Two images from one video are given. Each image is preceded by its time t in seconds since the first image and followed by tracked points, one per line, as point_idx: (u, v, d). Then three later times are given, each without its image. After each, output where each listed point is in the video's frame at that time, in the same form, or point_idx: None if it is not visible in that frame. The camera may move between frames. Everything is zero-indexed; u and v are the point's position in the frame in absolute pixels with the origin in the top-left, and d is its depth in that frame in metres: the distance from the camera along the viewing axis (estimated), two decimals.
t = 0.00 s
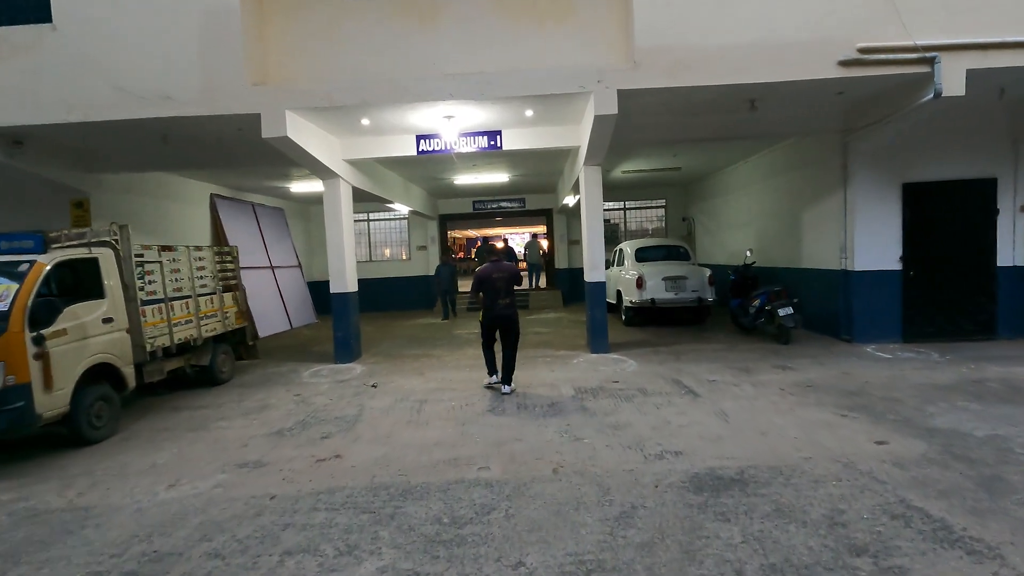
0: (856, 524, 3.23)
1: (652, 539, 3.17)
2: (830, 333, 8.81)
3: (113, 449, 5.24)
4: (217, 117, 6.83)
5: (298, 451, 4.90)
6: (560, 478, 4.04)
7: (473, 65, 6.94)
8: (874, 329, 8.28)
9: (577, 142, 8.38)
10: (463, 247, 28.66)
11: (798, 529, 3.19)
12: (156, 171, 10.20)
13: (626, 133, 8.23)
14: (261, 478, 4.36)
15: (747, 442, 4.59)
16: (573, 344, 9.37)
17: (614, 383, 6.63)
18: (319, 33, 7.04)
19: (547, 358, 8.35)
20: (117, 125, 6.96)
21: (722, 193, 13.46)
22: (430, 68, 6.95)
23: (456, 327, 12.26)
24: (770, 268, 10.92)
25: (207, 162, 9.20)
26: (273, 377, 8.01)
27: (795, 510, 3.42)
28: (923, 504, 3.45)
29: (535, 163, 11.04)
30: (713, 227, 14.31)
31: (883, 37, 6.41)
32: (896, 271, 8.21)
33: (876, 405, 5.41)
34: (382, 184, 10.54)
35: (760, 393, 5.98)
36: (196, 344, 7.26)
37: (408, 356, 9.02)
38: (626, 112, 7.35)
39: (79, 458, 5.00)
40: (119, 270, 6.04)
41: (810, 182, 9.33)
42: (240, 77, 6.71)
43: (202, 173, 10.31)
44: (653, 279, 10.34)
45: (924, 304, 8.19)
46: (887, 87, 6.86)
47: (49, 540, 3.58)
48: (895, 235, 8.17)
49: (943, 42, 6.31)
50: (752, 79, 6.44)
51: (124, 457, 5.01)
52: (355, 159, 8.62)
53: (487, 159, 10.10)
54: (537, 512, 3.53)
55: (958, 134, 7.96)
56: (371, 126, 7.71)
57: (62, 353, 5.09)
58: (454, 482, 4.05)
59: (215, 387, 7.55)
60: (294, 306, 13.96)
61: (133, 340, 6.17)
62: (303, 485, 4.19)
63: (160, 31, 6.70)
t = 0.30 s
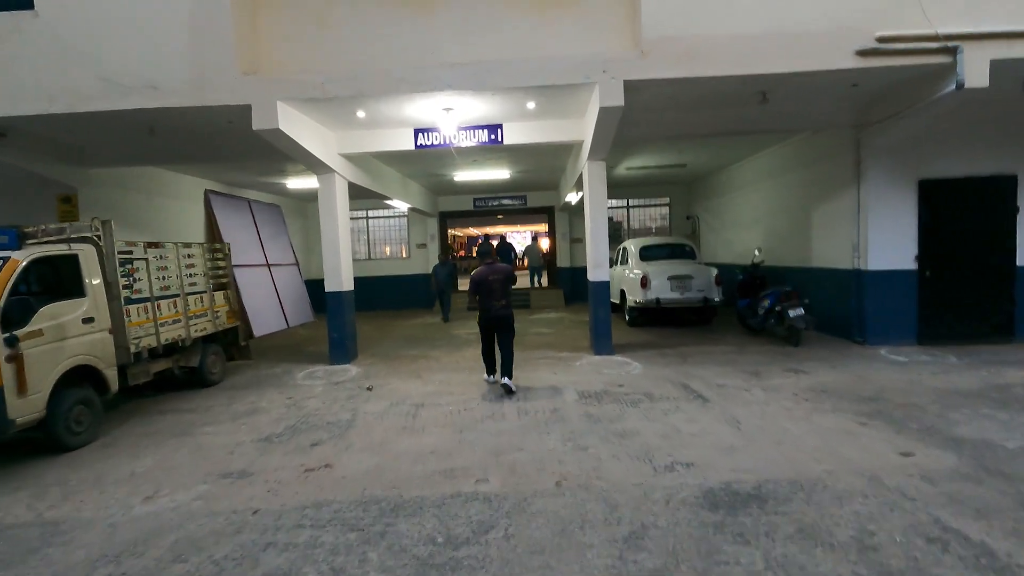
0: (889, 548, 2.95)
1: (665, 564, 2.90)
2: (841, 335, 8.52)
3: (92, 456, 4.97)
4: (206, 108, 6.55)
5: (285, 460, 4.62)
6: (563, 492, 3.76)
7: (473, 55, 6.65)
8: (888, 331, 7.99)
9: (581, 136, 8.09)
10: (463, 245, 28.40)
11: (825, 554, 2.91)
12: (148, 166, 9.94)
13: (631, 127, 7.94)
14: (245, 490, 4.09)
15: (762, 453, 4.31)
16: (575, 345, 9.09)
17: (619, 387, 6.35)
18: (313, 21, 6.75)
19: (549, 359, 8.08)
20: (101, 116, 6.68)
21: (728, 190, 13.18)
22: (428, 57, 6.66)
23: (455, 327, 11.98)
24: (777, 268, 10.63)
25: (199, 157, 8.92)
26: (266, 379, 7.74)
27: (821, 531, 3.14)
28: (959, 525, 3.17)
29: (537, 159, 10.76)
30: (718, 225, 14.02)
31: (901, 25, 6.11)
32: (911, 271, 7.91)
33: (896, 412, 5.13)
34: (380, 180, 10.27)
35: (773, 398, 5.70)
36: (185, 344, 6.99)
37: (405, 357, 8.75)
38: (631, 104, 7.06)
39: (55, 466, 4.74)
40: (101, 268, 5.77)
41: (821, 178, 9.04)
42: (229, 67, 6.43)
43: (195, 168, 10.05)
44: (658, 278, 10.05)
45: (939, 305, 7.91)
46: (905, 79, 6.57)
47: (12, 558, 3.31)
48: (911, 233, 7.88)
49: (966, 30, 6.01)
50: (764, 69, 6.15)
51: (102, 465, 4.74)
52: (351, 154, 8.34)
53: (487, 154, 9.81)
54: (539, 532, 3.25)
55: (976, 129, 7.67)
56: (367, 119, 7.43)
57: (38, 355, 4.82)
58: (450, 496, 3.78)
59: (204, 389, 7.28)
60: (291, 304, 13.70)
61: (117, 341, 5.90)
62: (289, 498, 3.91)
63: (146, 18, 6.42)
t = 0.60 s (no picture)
0: None
1: None
2: (862, 337, 8.17)
3: (76, 467, 4.73)
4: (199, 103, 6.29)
5: (277, 474, 4.36)
6: (573, 514, 3.47)
7: (476, 45, 6.35)
8: (911, 333, 7.63)
9: (589, 130, 7.78)
10: (468, 243, 28.14)
11: None
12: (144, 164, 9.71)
13: (642, 119, 7.61)
14: (232, 508, 3.83)
15: (788, 468, 4.00)
16: (583, 347, 8.79)
17: (629, 393, 6.05)
18: (310, 10, 6.46)
19: (555, 362, 7.79)
20: (90, 111, 6.43)
21: (740, 186, 12.82)
22: (429, 48, 6.36)
23: (460, 327, 11.70)
24: (792, 266, 10.28)
25: (195, 153, 8.67)
26: (263, 383, 7.49)
27: (859, 564, 2.84)
28: (1013, 556, 2.86)
29: (543, 155, 10.45)
30: (729, 222, 13.67)
31: (931, 10, 5.76)
32: (936, 270, 7.55)
33: (928, 422, 4.81)
34: (382, 177, 10.00)
35: (794, 406, 5.39)
36: (178, 347, 6.75)
37: (407, 359, 8.48)
38: (643, 96, 6.74)
39: (36, 479, 4.49)
40: (87, 269, 5.53)
41: (840, 173, 8.67)
42: (221, 59, 6.16)
43: (193, 165, 9.81)
44: (668, 277, 9.73)
45: (965, 306, 7.56)
46: (933, 68, 6.21)
47: None
48: (936, 231, 7.52)
49: (999, 15, 5.66)
50: (784, 57, 5.81)
51: (85, 478, 4.49)
52: (351, 150, 8.06)
53: (492, 149, 9.53)
54: (547, 562, 2.97)
55: (1006, 121, 7.30)
56: (367, 112, 7.15)
57: (17, 362, 4.58)
58: (451, 517, 3.50)
59: (199, 394, 7.04)
60: (292, 304, 13.46)
61: (105, 345, 5.66)
62: (278, 518, 3.65)
63: (135, 7, 6.15)
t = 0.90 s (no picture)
0: None
1: None
2: (883, 333, 7.81)
3: (56, 468, 4.50)
4: (190, 87, 6.03)
5: (265, 477, 4.10)
6: (579, 526, 3.18)
7: (479, 24, 6.04)
8: (936, 330, 7.26)
9: (598, 116, 7.44)
10: (475, 237, 27.86)
11: None
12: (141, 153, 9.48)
13: (653, 104, 7.27)
14: (214, 515, 3.58)
15: (812, 476, 3.69)
16: (590, 343, 8.49)
17: (639, 392, 5.75)
18: None
19: (562, 359, 7.49)
20: (78, 96, 6.19)
21: (753, 177, 12.42)
22: (430, 28, 6.05)
23: (464, 322, 11.44)
24: (808, 260, 9.91)
25: (191, 142, 8.43)
26: (259, 379, 7.25)
27: None
28: None
29: (549, 144, 10.12)
30: (741, 215, 13.28)
31: None
32: (964, 263, 7.17)
33: (962, 426, 4.47)
34: (385, 167, 9.73)
35: (815, 407, 5.06)
36: (171, 341, 6.52)
37: (409, 355, 8.22)
38: (655, 79, 6.40)
39: (13, 481, 4.27)
40: (71, 260, 5.30)
41: (861, 162, 8.29)
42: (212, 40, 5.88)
43: (190, 155, 9.57)
44: (679, 270, 9.40)
45: (994, 302, 7.18)
46: (965, 47, 5.82)
47: None
48: (964, 222, 7.13)
49: None
50: (807, 35, 5.45)
51: (64, 480, 4.26)
52: (350, 137, 7.78)
53: (497, 137, 9.22)
54: None
55: None
56: (366, 98, 6.86)
57: None
58: (446, 529, 3.22)
59: (193, 390, 6.81)
60: (295, 297, 13.25)
61: (91, 340, 5.43)
62: (262, 527, 3.38)
63: None
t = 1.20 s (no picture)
0: None
1: None
2: (907, 336, 7.41)
3: (29, 479, 4.25)
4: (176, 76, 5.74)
5: (246, 493, 3.82)
6: (584, 557, 2.87)
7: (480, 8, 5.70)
8: (963, 333, 6.87)
9: (606, 107, 7.09)
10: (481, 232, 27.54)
11: None
12: (135, 145, 9.22)
13: (665, 92, 6.88)
14: (186, 537, 3.30)
15: (841, 500, 3.35)
16: (598, 344, 8.16)
17: (649, 399, 5.41)
18: None
19: (568, 361, 7.17)
20: (61, 86, 5.92)
21: (766, 172, 12.00)
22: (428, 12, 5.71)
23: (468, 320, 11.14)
24: (826, 258, 9.50)
25: (185, 135, 8.16)
26: (253, 382, 6.98)
27: None
28: None
29: (555, 136, 9.76)
30: (754, 210, 12.86)
31: None
32: (995, 262, 6.77)
33: (1002, 441, 4.11)
34: (386, 161, 9.43)
35: (840, 419, 4.70)
36: (160, 342, 6.26)
37: (409, 355, 7.92)
38: (667, 66, 6.03)
39: None
40: (50, 258, 5.03)
41: (883, 155, 7.88)
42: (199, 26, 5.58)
43: (186, 148, 9.32)
44: (690, 268, 9.04)
45: None
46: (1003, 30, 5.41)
47: None
48: (995, 219, 6.72)
49: None
50: (832, 18, 5.06)
51: (34, 493, 4.00)
52: (347, 129, 7.47)
53: (501, 130, 8.88)
54: None
55: None
56: (362, 87, 6.55)
57: None
58: (435, 558, 2.92)
59: (183, 393, 6.55)
60: (296, 294, 13.01)
61: (72, 341, 5.18)
62: (236, 553, 3.10)
63: None
